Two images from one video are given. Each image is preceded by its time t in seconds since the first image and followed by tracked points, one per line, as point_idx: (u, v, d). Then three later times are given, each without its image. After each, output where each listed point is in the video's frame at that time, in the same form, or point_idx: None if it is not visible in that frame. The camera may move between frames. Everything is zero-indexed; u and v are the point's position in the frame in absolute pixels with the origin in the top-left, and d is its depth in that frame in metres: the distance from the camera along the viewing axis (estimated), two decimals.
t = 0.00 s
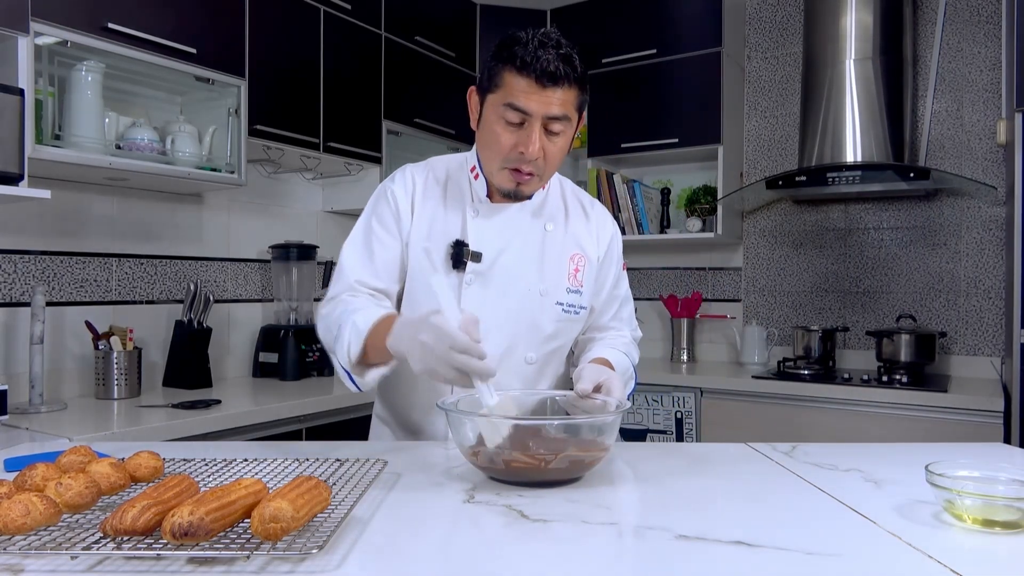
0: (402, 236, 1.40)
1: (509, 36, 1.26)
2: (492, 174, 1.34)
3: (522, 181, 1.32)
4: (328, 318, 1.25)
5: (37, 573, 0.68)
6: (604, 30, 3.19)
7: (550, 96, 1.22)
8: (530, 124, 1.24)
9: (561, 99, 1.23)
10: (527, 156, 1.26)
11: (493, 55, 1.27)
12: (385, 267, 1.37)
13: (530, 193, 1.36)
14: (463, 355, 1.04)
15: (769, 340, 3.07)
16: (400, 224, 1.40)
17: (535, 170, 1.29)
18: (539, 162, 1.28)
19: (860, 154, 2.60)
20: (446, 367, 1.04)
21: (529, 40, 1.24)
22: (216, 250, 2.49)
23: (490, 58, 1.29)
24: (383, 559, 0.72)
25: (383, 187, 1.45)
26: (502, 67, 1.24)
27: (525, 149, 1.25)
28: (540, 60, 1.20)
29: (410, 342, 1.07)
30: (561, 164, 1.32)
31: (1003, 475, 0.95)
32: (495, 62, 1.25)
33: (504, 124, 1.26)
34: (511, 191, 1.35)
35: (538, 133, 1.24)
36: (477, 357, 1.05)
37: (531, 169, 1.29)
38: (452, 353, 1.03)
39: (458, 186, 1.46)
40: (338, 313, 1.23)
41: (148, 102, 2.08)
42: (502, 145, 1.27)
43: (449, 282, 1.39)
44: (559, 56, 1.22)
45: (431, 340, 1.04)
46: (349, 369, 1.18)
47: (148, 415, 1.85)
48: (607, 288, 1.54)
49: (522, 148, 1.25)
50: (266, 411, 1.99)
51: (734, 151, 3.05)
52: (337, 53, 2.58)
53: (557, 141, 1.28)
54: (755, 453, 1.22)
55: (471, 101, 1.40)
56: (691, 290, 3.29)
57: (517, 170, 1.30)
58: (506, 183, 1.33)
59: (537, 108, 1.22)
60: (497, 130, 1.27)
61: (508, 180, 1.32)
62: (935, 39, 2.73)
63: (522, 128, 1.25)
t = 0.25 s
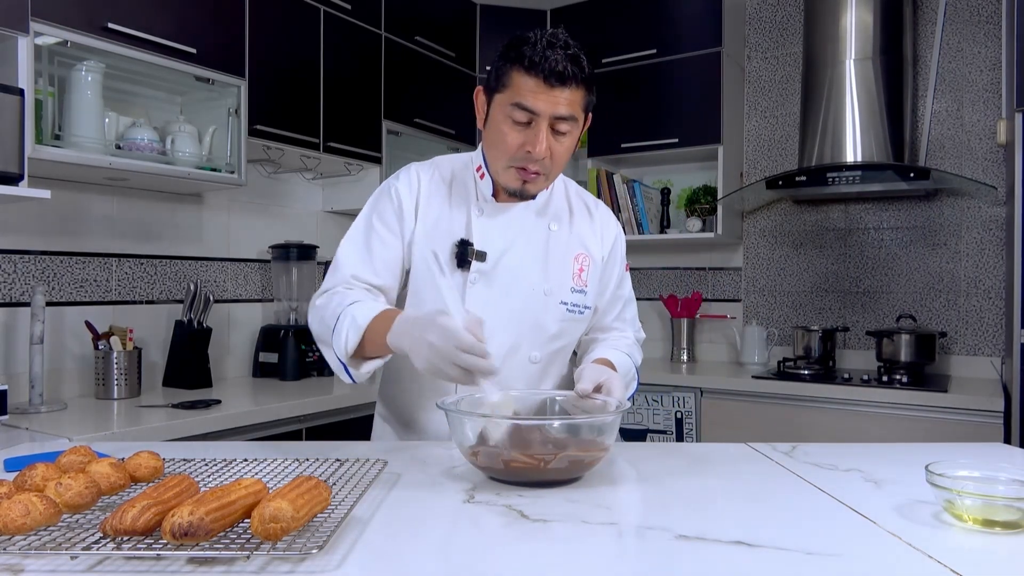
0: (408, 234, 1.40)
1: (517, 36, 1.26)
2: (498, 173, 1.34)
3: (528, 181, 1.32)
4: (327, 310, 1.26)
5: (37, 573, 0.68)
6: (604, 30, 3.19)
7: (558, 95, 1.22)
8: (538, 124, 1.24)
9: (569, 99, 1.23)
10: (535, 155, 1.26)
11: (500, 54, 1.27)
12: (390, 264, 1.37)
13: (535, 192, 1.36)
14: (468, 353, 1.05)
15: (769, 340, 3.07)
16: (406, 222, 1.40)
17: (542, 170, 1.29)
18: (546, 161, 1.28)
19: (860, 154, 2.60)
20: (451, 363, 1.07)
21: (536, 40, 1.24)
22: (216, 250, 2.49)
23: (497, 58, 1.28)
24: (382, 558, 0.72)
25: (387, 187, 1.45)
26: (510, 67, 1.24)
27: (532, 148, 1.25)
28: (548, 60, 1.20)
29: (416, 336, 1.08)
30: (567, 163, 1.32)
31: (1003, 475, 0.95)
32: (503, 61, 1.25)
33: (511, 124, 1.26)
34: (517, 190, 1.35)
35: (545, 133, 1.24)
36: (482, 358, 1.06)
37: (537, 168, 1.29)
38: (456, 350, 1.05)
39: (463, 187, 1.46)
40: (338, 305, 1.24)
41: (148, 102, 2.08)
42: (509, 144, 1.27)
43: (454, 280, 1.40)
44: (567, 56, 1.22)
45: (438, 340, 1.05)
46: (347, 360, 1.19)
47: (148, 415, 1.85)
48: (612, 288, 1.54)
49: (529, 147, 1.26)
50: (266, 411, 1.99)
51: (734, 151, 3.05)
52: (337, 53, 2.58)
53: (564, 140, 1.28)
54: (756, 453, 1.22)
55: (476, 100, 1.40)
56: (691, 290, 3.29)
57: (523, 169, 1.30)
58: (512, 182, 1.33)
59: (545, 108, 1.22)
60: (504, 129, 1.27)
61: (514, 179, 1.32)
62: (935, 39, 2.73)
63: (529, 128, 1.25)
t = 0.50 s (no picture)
0: (411, 231, 1.40)
1: (516, 30, 1.27)
2: (499, 165, 1.33)
3: (529, 172, 1.32)
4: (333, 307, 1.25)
5: (37, 573, 0.68)
6: (605, 30, 3.19)
7: (557, 85, 1.23)
8: (538, 114, 1.24)
9: (569, 89, 1.24)
10: (535, 145, 1.26)
11: (500, 48, 1.28)
12: (393, 260, 1.36)
13: (537, 185, 1.35)
14: (491, 347, 1.08)
15: (770, 340, 3.07)
16: (409, 219, 1.40)
17: (543, 160, 1.29)
18: (547, 152, 1.28)
19: (860, 154, 2.60)
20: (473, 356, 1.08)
21: (536, 32, 1.25)
22: (216, 250, 2.49)
23: (498, 52, 1.29)
24: (381, 558, 0.72)
25: (390, 184, 1.44)
26: (510, 59, 1.25)
27: (532, 138, 1.25)
28: (547, 50, 1.22)
29: (436, 329, 1.09)
30: (568, 155, 1.32)
31: (1004, 475, 0.95)
32: (503, 54, 1.26)
33: (512, 115, 1.27)
34: (518, 183, 1.34)
35: (546, 123, 1.24)
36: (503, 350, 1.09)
37: (538, 159, 1.29)
38: (479, 343, 1.07)
39: (466, 182, 1.45)
40: (344, 303, 1.23)
41: (148, 102, 2.08)
42: (510, 135, 1.27)
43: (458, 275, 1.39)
44: (566, 47, 1.23)
45: (461, 332, 1.07)
46: (359, 356, 1.18)
47: (148, 415, 1.85)
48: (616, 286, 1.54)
49: (529, 137, 1.26)
50: (266, 411, 1.99)
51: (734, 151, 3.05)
52: (337, 53, 2.58)
53: (564, 131, 1.28)
54: (755, 453, 1.22)
55: (477, 96, 1.41)
56: (691, 290, 3.29)
57: (524, 159, 1.30)
58: (513, 174, 1.32)
59: (545, 97, 1.23)
60: (505, 121, 1.27)
61: (515, 171, 1.31)
62: (935, 39, 2.73)
63: (530, 118, 1.25)
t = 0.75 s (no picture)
0: (405, 235, 1.42)
1: (508, 27, 1.29)
2: (495, 160, 1.33)
3: (524, 165, 1.31)
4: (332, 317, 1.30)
5: (38, 573, 0.68)
6: (605, 30, 3.19)
7: (550, 77, 1.25)
8: (532, 105, 1.25)
9: (562, 81, 1.25)
10: (530, 136, 1.26)
11: (493, 46, 1.30)
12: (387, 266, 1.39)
13: (533, 178, 1.35)
14: (471, 335, 1.08)
15: (770, 340, 3.07)
16: (402, 224, 1.41)
17: (538, 152, 1.29)
18: (542, 144, 1.28)
19: (860, 154, 2.60)
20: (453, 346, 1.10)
21: (527, 28, 1.27)
22: (217, 250, 2.49)
23: (490, 50, 1.31)
24: (381, 559, 0.72)
25: (383, 192, 1.46)
26: (503, 54, 1.27)
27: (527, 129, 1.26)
28: (539, 44, 1.24)
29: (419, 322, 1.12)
30: (563, 149, 1.33)
31: (1004, 475, 0.94)
32: (496, 51, 1.28)
33: (507, 109, 1.27)
34: (513, 177, 1.34)
35: (540, 114, 1.25)
36: (482, 339, 1.09)
37: (534, 151, 1.29)
38: (457, 330, 1.08)
39: (460, 182, 1.46)
40: (342, 311, 1.28)
41: (149, 102, 2.08)
42: (504, 128, 1.28)
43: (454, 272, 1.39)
44: (558, 41, 1.25)
45: (439, 321, 1.09)
46: (358, 360, 1.25)
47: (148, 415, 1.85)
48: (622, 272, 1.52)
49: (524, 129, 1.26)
50: (266, 411, 1.99)
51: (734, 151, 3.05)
52: (337, 53, 2.58)
53: (558, 124, 1.29)
54: (755, 453, 1.22)
55: (470, 96, 1.42)
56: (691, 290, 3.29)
57: (520, 152, 1.30)
58: (508, 168, 1.32)
59: (539, 89, 1.24)
60: (499, 114, 1.28)
61: (510, 164, 1.31)
62: (935, 39, 2.73)
63: (524, 111, 1.26)
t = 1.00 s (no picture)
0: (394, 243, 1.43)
1: (493, 30, 1.29)
2: (479, 161, 1.33)
3: (507, 167, 1.31)
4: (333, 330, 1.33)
5: (37, 573, 0.68)
6: (605, 30, 3.19)
7: (534, 81, 1.25)
8: (515, 109, 1.25)
9: (545, 85, 1.26)
10: (513, 139, 1.26)
11: (477, 49, 1.30)
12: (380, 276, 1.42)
13: (516, 180, 1.35)
14: (459, 341, 1.10)
15: (770, 340, 3.07)
16: (391, 232, 1.43)
17: (521, 155, 1.29)
18: (525, 146, 1.28)
19: (860, 155, 2.60)
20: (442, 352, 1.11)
21: (512, 31, 1.27)
22: (216, 250, 2.49)
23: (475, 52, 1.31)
24: (381, 559, 0.72)
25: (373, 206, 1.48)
26: (487, 57, 1.27)
27: (510, 132, 1.25)
28: (522, 48, 1.24)
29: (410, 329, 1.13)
30: (546, 152, 1.32)
31: (1004, 475, 0.95)
32: (480, 53, 1.29)
33: (489, 111, 1.27)
34: (497, 179, 1.34)
35: (523, 117, 1.25)
36: (470, 345, 1.11)
37: (516, 153, 1.29)
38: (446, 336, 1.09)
39: (445, 187, 1.46)
40: (343, 324, 1.31)
41: (149, 102, 2.08)
42: (488, 130, 1.28)
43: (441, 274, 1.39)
44: (541, 45, 1.25)
45: (429, 327, 1.10)
46: (359, 372, 1.25)
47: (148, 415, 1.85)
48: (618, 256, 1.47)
49: (507, 131, 1.26)
50: (266, 411, 1.99)
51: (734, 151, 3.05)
52: (337, 53, 2.58)
53: (542, 127, 1.28)
54: (756, 453, 1.22)
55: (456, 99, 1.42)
56: (691, 290, 3.29)
57: (502, 154, 1.30)
58: (492, 169, 1.32)
59: (522, 93, 1.24)
60: (482, 116, 1.28)
61: (494, 166, 1.31)
62: (935, 39, 2.73)
63: (507, 114, 1.26)
